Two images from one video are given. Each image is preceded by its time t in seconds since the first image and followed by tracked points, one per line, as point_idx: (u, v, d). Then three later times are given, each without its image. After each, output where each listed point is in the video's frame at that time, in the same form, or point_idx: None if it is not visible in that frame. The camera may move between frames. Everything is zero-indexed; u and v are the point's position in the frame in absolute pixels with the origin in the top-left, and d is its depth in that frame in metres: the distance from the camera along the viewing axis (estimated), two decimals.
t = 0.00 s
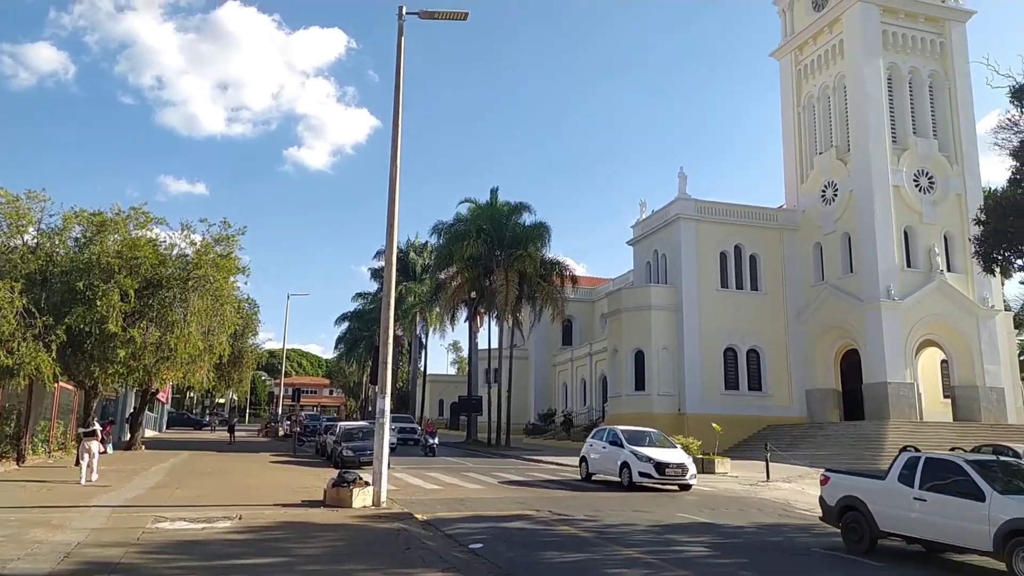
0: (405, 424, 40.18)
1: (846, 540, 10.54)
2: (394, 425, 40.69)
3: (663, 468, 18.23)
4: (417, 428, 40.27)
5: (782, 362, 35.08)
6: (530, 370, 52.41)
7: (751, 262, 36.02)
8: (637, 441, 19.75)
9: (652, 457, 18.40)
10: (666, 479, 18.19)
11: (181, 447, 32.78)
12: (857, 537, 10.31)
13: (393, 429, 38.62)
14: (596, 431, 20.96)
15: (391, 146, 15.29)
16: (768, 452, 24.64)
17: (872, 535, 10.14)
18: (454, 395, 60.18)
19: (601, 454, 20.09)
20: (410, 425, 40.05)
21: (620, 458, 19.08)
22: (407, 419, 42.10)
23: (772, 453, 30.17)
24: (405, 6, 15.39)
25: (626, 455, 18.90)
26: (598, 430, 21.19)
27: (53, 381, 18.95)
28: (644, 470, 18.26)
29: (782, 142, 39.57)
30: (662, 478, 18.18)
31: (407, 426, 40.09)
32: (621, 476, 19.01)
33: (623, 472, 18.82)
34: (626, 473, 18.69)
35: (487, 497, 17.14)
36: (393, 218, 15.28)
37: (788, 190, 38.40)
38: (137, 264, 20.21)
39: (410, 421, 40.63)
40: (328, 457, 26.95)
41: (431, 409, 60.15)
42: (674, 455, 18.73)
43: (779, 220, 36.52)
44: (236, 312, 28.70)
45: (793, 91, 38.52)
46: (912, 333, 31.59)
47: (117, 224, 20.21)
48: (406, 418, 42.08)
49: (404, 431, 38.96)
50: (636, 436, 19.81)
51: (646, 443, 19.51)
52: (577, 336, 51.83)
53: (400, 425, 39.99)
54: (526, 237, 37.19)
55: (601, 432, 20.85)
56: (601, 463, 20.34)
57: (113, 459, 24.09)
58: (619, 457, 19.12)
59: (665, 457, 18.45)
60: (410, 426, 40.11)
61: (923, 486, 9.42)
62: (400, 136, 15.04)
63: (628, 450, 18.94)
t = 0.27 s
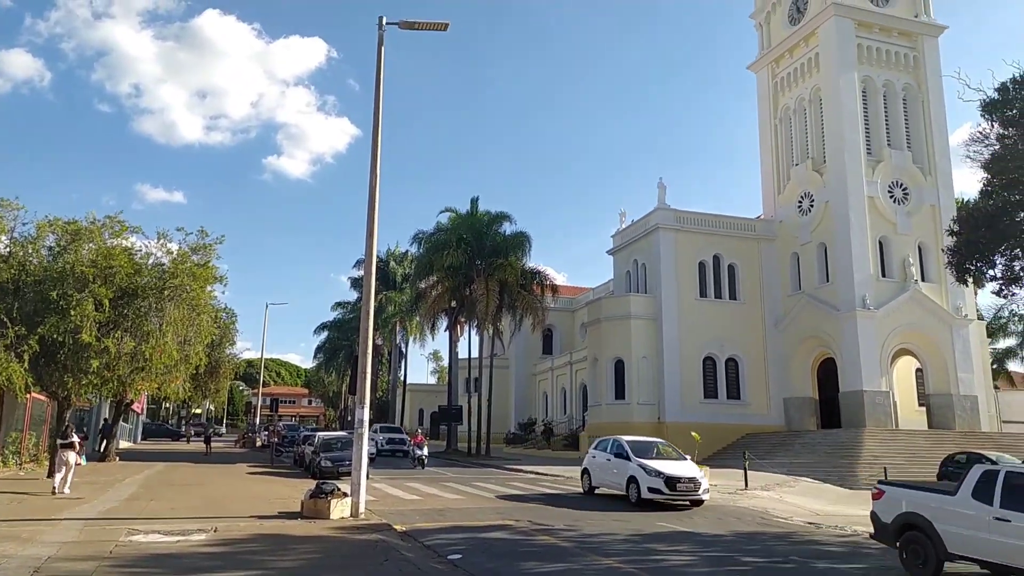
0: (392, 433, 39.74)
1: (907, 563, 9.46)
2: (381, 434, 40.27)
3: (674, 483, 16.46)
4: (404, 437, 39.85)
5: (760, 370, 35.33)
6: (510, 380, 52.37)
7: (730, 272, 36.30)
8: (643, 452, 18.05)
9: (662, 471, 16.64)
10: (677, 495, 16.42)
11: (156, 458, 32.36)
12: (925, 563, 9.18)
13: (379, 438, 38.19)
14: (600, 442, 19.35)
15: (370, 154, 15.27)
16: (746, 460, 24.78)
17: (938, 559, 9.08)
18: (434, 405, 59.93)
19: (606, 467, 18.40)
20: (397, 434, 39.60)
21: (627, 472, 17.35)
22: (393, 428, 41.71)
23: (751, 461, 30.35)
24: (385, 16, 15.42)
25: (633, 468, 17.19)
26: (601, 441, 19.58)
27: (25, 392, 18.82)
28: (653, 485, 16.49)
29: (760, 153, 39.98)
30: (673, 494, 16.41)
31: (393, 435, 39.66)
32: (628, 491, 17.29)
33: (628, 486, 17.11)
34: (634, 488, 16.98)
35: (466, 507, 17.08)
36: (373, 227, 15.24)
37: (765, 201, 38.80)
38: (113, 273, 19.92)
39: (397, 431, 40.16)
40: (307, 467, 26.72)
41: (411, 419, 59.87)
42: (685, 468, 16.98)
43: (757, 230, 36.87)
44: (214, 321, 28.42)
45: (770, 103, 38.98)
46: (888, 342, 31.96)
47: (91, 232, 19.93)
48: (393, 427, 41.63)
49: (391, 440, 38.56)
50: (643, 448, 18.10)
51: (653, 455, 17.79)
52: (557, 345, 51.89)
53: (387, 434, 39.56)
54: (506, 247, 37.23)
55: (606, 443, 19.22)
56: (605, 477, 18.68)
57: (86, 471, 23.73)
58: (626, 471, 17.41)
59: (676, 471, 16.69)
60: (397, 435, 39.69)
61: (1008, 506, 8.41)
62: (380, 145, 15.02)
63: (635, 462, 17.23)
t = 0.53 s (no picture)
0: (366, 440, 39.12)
1: None
2: (355, 441, 39.68)
3: (678, 505, 14.38)
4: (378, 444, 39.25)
5: (724, 379, 35.73)
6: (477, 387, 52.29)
7: (696, 280, 36.70)
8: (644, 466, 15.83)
9: (665, 490, 14.53)
10: (682, 518, 14.33)
11: (113, 465, 31.69)
12: None
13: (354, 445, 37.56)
14: (595, 452, 17.28)
15: (339, 158, 15.17)
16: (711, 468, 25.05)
17: None
18: (400, 412, 59.52)
19: (601, 482, 16.33)
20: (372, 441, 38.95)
21: (625, 489, 15.25)
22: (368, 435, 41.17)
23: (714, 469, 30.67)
24: (355, 20, 15.36)
25: (632, 485, 15.06)
26: (596, 451, 17.48)
27: None
28: (655, 506, 14.37)
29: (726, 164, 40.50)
30: (677, 517, 14.32)
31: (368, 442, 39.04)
32: (626, 510, 15.20)
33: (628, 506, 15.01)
34: (634, 508, 14.86)
35: (430, 515, 16.99)
36: (340, 231, 15.14)
37: (731, 211, 39.32)
38: (71, 275, 19.50)
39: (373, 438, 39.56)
40: (269, 475, 26.37)
41: (376, 426, 59.39)
42: (690, 487, 14.88)
43: (722, 240, 37.34)
44: (175, 325, 27.94)
45: (736, 115, 39.55)
46: (848, 352, 32.54)
47: (50, 233, 19.50)
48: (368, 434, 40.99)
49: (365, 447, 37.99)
50: (643, 462, 15.96)
51: (653, 470, 15.68)
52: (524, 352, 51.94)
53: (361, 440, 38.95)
54: (475, 253, 37.21)
55: (602, 453, 17.10)
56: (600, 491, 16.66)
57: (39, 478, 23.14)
58: (624, 488, 15.28)
59: (680, 491, 14.61)
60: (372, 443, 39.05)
61: None
62: (348, 149, 14.93)
63: (634, 479, 15.10)
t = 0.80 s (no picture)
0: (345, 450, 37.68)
1: None
2: (332, 452, 38.20)
3: (697, 528, 13.00)
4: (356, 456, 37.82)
5: (692, 391, 36.03)
6: (446, 398, 52.04)
7: (664, 293, 37.00)
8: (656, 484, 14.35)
9: (683, 512, 13.13)
10: (701, 543, 12.96)
11: (72, 477, 30.98)
12: None
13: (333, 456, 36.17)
14: (599, 469, 15.67)
15: (308, 167, 15.08)
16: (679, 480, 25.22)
17: None
18: (368, 423, 59.01)
19: (607, 501, 14.76)
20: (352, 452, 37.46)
21: (637, 511, 13.76)
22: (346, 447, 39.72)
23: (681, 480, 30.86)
24: (325, 30, 15.34)
25: (644, 506, 13.64)
26: (600, 468, 15.88)
27: None
28: (673, 530, 12.96)
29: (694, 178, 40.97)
30: (696, 542, 12.95)
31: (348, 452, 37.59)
32: (638, 535, 13.71)
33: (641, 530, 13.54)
34: (646, 532, 13.43)
35: (398, 528, 16.87)
36: (309, 241, 15.05)
37: (699, 224, 39.76)
38: (30, 284, 19.15)
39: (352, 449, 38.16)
40: (233, 488, 25.98)
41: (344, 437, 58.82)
42: (708, 507, 13.55)
43: (690, 253, 37.74)
44: (138, 334, 27.48)
45: (704, 130, 40.08)
46: (813, 364, 33.03)
47: (9, 240, 19.14)
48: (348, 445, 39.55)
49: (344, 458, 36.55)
50: (653, 478, 14.50)
51: (666, 488, 14.24)
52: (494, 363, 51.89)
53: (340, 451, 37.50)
54: (445, 264, 37.15)
55: (608, 470, 15.53)
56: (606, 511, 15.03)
57: None
58: (636, 509, 13.80)
59: (698, 511, 13.25)
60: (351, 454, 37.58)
61: None
62: (317, 159, 14.86)
63: (648, 499, 13.65)
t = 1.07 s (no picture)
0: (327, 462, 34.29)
1: None
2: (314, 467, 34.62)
3: (728, 547, 11.52)
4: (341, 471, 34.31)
5: (666, 404, 36.19)
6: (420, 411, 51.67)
7: (639, 306, 37.20)
8: (676, 503, 12.85)
9: (711, 530, 11.68)
10: (733, 563, 11.47)
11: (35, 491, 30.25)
12: None
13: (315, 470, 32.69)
14: (610, 491, 13.89)
15: (283, 178, 15.00)
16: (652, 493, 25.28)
17: None
18: (341, 436, 58.44)
19: (622, 525, 13.12)
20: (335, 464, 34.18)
21: (658, 531, 12.23)
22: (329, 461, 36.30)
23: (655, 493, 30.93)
24: (301, 41, 15.35)
25: (667, 526, 12.11)
26: (610, 490, 14.13)
27: None
28: (702, 550, 11.47)
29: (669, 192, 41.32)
30: (727, 563, 11.45)
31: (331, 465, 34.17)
32: (661, 560, 12.13)
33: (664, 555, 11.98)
34: (670, 556, 11.88)
35: (370, 543, 16.70)
36: (282, 252, 14.94)
37: (673, 238, 40.09)
38: None
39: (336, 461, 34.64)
40: (202, 502, 25.56)
41: (316, 450, 58.17)
42: (736, 526, 12.11)
43: (664, 267, 38.04)
44: (106, 345, 27.04)
45: (678, 145, 40.50)
46: (784, 378, 33.37)
47: None
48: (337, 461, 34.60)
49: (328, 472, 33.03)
50: (671, 498, 13.05)
51: (687, 508, 12.76)
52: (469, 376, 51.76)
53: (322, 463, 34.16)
54: (420, 275, 37.03)
55: (620, 493, 13.78)
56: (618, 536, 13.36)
57: None
58: (657, 532, 12.25)
59: (728, 530, 11.79)
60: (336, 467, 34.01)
61: None
62: (292, 170, 14.79)
63: (671, 519, 12.16)
